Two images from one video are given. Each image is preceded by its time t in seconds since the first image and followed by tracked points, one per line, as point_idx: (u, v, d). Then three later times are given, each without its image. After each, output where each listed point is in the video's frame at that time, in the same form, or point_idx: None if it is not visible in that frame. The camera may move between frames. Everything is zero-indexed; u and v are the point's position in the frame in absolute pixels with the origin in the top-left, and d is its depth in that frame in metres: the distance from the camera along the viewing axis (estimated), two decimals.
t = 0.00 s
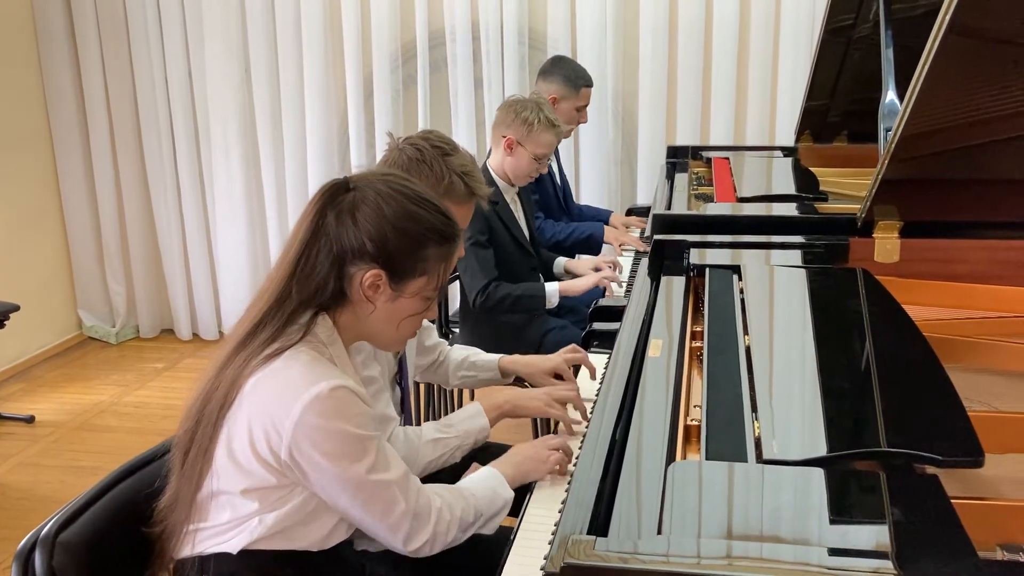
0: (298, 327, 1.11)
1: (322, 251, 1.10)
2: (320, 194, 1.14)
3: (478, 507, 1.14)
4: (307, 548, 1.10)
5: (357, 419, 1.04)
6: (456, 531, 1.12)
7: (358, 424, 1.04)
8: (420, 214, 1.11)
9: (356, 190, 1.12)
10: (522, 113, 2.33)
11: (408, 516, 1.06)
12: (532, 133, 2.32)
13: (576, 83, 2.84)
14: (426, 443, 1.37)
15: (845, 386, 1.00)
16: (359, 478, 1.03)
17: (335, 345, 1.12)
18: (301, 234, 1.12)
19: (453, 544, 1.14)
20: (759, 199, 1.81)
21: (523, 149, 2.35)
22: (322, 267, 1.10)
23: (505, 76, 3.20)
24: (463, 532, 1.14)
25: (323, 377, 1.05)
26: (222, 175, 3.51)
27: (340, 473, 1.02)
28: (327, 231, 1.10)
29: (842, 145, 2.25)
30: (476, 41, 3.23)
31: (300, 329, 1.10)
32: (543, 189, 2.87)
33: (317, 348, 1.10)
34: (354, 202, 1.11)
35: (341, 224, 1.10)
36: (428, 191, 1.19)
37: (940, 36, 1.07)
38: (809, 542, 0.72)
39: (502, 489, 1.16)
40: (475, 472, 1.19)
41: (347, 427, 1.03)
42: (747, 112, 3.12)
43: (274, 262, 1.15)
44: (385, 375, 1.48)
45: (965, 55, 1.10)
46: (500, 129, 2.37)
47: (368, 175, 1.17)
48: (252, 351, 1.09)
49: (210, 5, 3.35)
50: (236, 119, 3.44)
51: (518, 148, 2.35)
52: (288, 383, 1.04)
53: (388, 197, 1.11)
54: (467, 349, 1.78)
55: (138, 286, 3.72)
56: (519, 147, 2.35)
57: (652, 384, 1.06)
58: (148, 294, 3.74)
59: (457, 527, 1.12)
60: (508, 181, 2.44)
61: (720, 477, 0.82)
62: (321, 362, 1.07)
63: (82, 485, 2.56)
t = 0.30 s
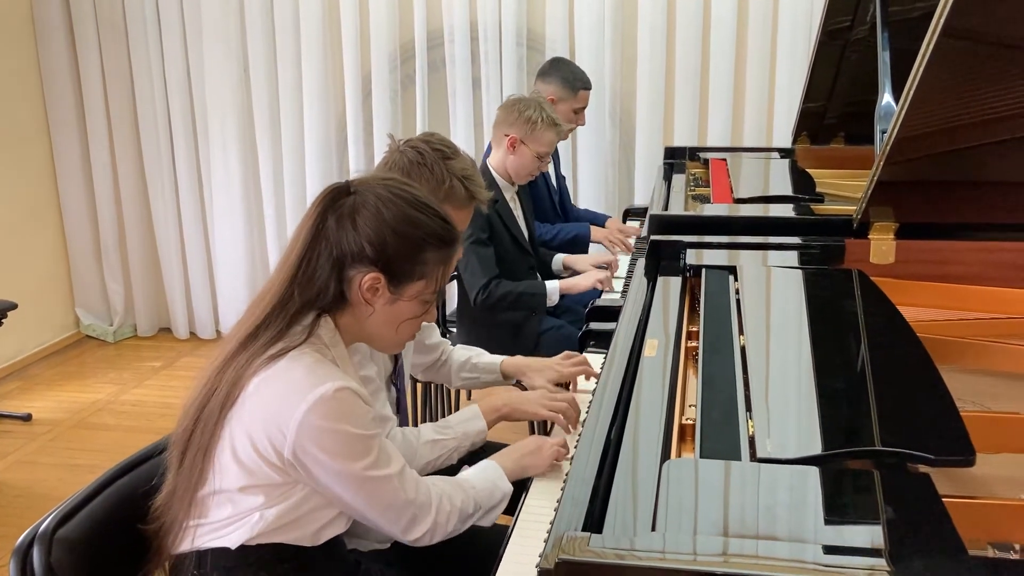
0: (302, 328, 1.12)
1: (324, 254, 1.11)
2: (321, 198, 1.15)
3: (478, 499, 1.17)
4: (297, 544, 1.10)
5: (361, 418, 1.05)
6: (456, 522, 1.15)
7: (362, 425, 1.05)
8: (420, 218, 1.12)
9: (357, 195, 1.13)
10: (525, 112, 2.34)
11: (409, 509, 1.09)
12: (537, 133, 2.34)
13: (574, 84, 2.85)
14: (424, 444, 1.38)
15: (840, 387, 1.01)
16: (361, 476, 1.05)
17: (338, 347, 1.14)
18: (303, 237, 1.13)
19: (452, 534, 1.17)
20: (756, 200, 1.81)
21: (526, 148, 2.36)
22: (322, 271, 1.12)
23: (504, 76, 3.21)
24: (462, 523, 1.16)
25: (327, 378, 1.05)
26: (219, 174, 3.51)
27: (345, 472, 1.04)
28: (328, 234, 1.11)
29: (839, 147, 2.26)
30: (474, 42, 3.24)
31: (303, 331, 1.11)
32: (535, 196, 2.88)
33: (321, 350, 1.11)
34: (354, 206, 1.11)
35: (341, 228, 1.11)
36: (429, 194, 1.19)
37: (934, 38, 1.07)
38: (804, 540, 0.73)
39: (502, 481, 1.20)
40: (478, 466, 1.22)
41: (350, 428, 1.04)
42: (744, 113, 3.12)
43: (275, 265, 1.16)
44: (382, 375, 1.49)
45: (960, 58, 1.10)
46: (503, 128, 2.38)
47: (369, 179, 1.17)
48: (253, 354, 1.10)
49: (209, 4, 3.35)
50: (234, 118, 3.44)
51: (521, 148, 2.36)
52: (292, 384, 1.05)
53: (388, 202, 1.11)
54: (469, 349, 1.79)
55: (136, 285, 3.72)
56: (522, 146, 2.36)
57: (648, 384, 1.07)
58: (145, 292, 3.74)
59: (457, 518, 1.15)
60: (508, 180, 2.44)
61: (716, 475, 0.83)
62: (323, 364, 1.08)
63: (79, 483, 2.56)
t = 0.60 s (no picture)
0: (288, 320, 1.12)
1: (296, 241, 1.11)
2: (290, 184, 1.15)
3: (479, 475, 1.18)
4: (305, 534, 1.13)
5: (352, 404, 1.06)
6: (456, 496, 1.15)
7: (354, 411, 1.06)
8: (387, 197, 1.11)
9: (322, 177, 1.13)
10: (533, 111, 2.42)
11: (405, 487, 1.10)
12: (545, 129, 2.44)
13: (570, 84, 2.86)
14: (426, 440, 1.38)
15: (837, 386, 1.01)
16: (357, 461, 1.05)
17: (327, 334, 1.14)
18: (276, 226, 1.14)
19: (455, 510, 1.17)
20: (754, 200, 1.82)
21: (535, 145, 2.45)
22: (297, 257, 1.12)
23: (503, 76, 3.22)
24: (465, 498, 1.17)
25: (316, 368, 1.06)
26: (218, 173, 3.51)
27: (340, 459, 1.05)
28: (298, 219, 1.11)
29: (837, 147, 2.27)
30: (474, 42, 3.24)
31: (289, 323, 1.11)
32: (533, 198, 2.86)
33: (308, 340, 1.11)
34: (321, 189, 1.11)
35: (309, 212, 1.11)
36: (401, 175, 1.19)
37: (932, 40, 1.08)
38: (800, 536, 0.74)
39: (502, 454, 1.21)
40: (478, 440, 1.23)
41: (342, 415, 1.05)
42: (743, 114, 3.13)
43: (255, 256, 1.16)
44: (382, 373, 1.51)
45: (957, 59, 1.11)
46: (510, 127, 2.44)
47: (337, 161, 1.17)
48: (241, 347, 1.10)
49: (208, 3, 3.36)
50: (233, 116, 3.45)
51: (532, 145, 2.44)
52: (282, 376, 1.06)
53: (352, 182, 1.11)
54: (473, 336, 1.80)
55: (135, 283, 3.72)
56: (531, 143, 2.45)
57: (646, 383, 1.07)
58: (144, 291, 3.75)
59: (460, 492, 1.15)
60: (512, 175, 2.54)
61: (713, 471, 0.84)
62: (312, 354, 1.09)
63: (78, 480, 2.57)
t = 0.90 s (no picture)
0: (258, 319, 1.11)
1: (270, 239, 1.11)
2: (267, 181, 1.14)
3: (450, 528, 1.12)
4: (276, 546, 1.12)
5: (302, 416, 1.03)
6: (417, 551, 1.08)
7: (305, 425, 1.03)
8: (363, 193, 1.11)
9: (299, 174, 1.12)
10: (537, 107, 2.52)
11: (355, 527, 1.04)
12: (547, 124, 2.55)
13: (571, 84, 2.86)
14: (424, 435, 1.42)
15: (835, 385, 1.01)
16: (301, 479, 1.02)
17: (296, 335, 1.13)
18: (252, 224, 1.13)
19: (423, 561, 1.11)
20: (753, 199, 1.83)
21: (538, 140, 2.55)
22: (271, 256, 1.11)
23: (502, 75, 3.22)
24: (433, 550, 1.11)
25: (272, 372, 1.05)
26: (217, 171, 3.51)
27: (285, 473, 1.02)
28: (273, 217, 1.11)
29: (836, 147, 2.27)
30: (473, 40, 3.24)
31: (258, 321, 1.11)
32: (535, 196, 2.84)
33: (274, 341, 1.10)
34: (296, 186, 1.11)
35: (284, 210, 1.10)
36: (380, 170, 1.18)
37: (931, 39, 1.08)
38: (798, 534, 0.74)
39: (490, 510, 1.12)
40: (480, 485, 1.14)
41: (288, 426, 1.02)
42: (742, 113, 3.13)
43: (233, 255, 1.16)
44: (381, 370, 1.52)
45: (956, 59, 1.11)
46: (514, 123, 2.52)
47: (315, 156, 1.16)
48: (211, 350, 1.10)
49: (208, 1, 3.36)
50: (232, 114, 3.45)
51: (535, 140, 2.53)
52: (238, 380, 1.05)
53: (327, 178, 1.10)
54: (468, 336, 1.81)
55: (134, 280, 3.72)
56: (536, 138, 2.54)
57: (644, 382, 1.07)
58: (143, 288, 3.75)
59: (417, 547, 1.08)
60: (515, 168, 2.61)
61: (710, 470, 0.84)
62: (275, 357, 1.08)
63: (77, 477, 2.57)
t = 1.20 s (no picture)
0: (238, 323, 1.10)
1: (252, 238, 1.09)
2: (249, 177, 1.13)
3: (445, 536, 1.12)
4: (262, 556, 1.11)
5: (282, 428, 1.03)
6: (411, 557, 1.08)
7: (286, 436, 1.03)
8: (347, 189, 1.09)
9: (281, 170, 1.11)
10: (537, 103, 2.53)
11: (347, 534, 1.04)
12: (550, 119, 2.57)
13: (583, 85, 2.86)
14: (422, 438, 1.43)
15: (833, 382, 1.02)
16: (285, 490, 1.02)
17: (277, 339, 1.12)
18: (234, 222, 1.12)
19: (415, 570, 1.11)
20: (753, 197, 1.83)
21: (540, 135, 2.56)
22: (252, 257, 1.09)
23: (503, 71, 3.21)
24: (426, 558, 1.10)
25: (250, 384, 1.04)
26: (217, 167, 3.51)
27: (268, 485, 1.02)
28: (255, 215, 1.09)
29: (836, 146, 2.27)
30: (474, 36, 3.24)
31: (237, 326, 1.10)
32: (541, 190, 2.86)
33: (254, 347, 1.10)
34: (278, 183, 1.09)
35: (267, 208, 1.09)
36: (366, 166, 1.16)
37: (932, 37, 1.08)
38: (797, 530, 0.74)
39: (485, 521, 1.12)
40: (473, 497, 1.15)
41: (268, 438, 1.01)
42: (742, 110, 3.13)
43: (216, 255, 1.15)
44: (382, 366, 1.52)
45: (957, 57, 1.11)
46: (517, 118, 2.53)
47: (298, 151, 1.15)
48: (195, 351, 1.10)
49: None
50: (232, 108, 3.45)
51: (537, 135, 2.55)
52: (215, 392, 1.04)
53: (310, 174, 1.09)
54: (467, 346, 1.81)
55: (133, 276, 3.72)
56: (538, 133, 2.55)
57: (644, 379, 1.08)
58: (142, 283, 3.75)
59: (410, 554, 1.08)
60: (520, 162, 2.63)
61: (710, 467, 0.84)
62: (254, 366, 1.07)
63: (75, 473, 2.57)
